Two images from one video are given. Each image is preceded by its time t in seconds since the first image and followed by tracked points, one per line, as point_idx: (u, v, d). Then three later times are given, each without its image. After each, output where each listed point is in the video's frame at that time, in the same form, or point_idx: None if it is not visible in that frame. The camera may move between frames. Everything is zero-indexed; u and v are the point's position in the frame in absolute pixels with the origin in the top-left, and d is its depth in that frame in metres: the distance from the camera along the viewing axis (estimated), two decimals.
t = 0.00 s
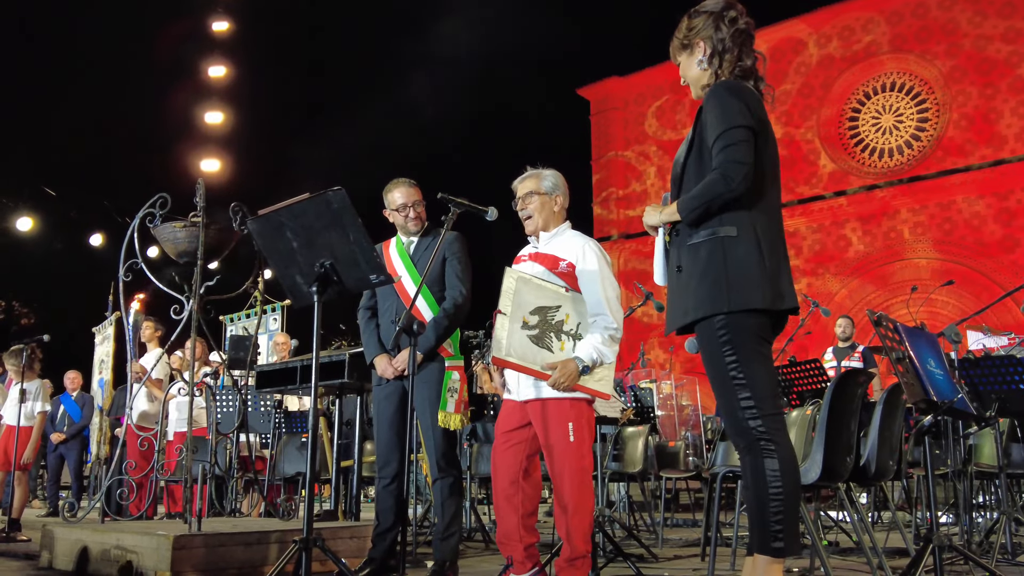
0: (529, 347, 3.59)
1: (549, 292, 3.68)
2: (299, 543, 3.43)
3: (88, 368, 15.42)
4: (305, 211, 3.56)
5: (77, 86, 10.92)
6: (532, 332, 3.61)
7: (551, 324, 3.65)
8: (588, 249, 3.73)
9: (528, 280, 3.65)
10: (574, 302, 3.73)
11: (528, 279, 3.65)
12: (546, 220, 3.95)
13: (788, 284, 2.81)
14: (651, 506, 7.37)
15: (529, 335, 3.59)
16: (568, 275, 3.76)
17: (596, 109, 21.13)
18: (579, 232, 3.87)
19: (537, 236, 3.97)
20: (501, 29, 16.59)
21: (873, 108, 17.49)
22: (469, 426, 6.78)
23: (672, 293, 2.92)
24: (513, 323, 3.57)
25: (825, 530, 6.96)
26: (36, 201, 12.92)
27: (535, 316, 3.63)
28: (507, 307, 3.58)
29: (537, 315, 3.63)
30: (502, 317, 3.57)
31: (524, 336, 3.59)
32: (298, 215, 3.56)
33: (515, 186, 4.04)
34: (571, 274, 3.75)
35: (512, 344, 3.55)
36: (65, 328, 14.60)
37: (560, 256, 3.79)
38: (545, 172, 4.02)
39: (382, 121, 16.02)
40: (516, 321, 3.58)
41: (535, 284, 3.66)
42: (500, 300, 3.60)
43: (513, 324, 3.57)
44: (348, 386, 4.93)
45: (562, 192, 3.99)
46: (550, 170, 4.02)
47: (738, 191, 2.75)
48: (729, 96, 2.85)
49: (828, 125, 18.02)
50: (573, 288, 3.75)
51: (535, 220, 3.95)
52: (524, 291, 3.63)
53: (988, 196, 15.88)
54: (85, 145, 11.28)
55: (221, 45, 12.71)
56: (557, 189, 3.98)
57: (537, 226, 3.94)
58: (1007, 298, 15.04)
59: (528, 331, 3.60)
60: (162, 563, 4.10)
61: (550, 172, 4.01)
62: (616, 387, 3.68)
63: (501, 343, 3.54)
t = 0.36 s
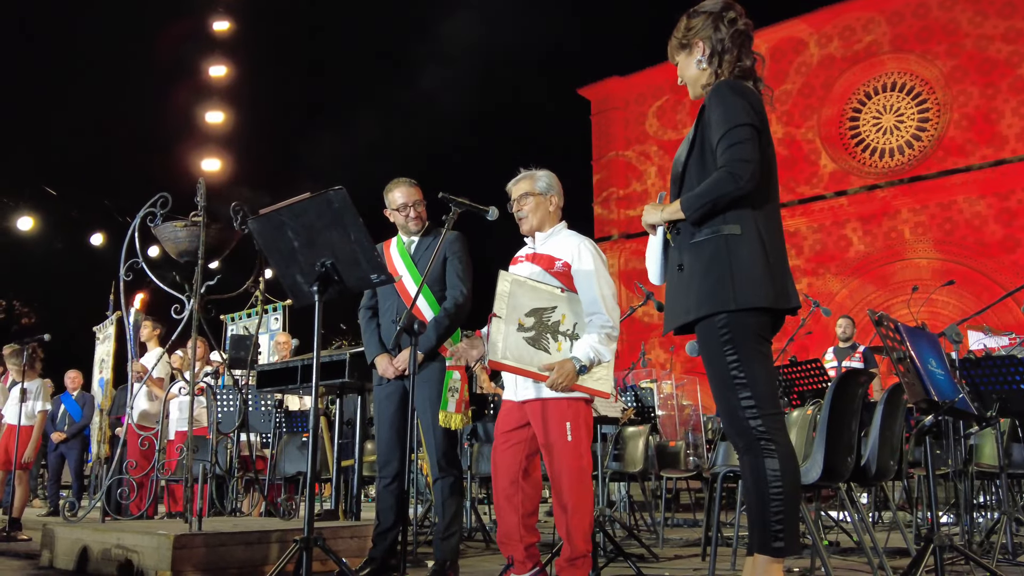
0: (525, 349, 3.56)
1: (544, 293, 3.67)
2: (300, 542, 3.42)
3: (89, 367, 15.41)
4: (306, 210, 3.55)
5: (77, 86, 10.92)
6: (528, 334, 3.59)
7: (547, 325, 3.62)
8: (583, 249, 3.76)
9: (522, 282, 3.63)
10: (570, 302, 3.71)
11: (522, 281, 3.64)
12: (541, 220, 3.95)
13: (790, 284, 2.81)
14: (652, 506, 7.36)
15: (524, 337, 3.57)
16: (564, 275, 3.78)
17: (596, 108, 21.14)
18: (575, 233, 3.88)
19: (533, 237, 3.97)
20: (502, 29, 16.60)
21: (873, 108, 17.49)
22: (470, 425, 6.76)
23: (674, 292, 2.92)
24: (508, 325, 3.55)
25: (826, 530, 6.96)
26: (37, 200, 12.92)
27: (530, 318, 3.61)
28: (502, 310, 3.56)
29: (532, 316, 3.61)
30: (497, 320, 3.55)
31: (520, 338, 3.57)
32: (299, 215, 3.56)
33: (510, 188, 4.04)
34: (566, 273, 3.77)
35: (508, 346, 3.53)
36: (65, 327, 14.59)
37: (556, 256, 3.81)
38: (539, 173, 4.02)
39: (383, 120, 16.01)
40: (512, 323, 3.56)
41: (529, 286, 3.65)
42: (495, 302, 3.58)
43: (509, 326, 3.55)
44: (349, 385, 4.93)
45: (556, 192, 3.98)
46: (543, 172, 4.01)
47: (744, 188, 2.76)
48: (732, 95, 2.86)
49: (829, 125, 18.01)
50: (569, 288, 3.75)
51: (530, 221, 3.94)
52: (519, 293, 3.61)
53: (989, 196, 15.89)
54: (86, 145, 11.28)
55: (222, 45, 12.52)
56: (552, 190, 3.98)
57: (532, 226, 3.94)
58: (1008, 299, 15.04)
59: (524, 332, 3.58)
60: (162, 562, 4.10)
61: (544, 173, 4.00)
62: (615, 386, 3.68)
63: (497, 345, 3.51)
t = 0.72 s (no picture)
0: (525, 349, 3.57)
1: (543, 293, 3.67)
2: (301, 541, 3.42)
3: (89, 366, 15.42)
4: (307, 209, 3.55)
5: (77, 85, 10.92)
6: (528, 334, 3.59)
7: (547, 325, 3.63)
8: (581, 249, 3.75)
9: (522, 282, 3.64)
10: (569, 303, 3.72)
11: (522, 281, 3.64)
12: (540, 220, 3.94)
13: (793, 282, 2.81)
14: (652, 506, 7.35)
15: (524, 337, 3.58)
16: (562, 275, 3.77)
17: (597, 108, 21.14)
18: (572, 232, 3.87)
19: (531, 237, 3.97)
20: (503, 28, 16.60)
21: (874, 108, 17.48)
22: (470, 424, 6.73)
23: (679, 293, 2.92)
24: (508, 326, 3.56)
25: (827, 530, 6.97)
26: (37, 200, 12.93)
27: (530, 318, 3.61)
28: (502, 311, 3.57)
29: (532, 317, 3.61)
30: (498, 320, 3.56)
31: (520, 338, 3.57)
32: (299, 214, 3.56)
33: (507, 188, 4.04)
34: (564, 274, 3.76)
35: (509, 347, 3.54)
36: (65, 327, 14.58)
37: (553, 256, 3.80)
38: (536, 172, 4.01)
39: (383, 120, 16.00)
40: (512, 323, 3.57)
41: (529, 286, 3.65)
42: (496, 303, 3.59)
43: (509, 327, 3.56)
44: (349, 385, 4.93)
45: (553, 192, 3.99)
46: (540, 171, 4.01)
47: (747, 187, 2.76)
48: (731, 94, 2.86)
49: (830, 125, 18.00)
50: (568, 288, 3.75)
51: (528, 221, 3.94)
52: (519, 293, 3.62)
53: (989, 196, 15.88)
54: (86, 144, 11.29)
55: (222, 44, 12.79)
56: (549, 190, 3.98)
57: (530, 226, 3.93)
58: (1009, 299, 15.03)
59: (524, 333, 3.59)
60: (163, 561, 4.10)
61: (541, 173, 4.00)
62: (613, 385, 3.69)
63: (498, 346, 3.53)
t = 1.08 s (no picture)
0: (527, 348, 3.58)
1: (545, 292, 3.67)
2: (304, 540, 3.43)
3: (90, 366, 15.41)
4: (310, 208, 3.56)
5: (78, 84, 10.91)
6: (530, 334, 3.60)
7: (549, 324, 3.63)
8: (583, 248, 3.74)
9: (524, 282, 3.64)
10: (571, 302, 3.72)
11: (525, 281, 3.64)
12: (541, 220, 3.93)
13: (796, 281, 2.80)
14: (654, 505, 7.35)
15: (527, 337, 3.58)
16: (564, 274, 3.78)
17: (598, 107, 21.15)
18: (574, 231, 3.87)
19: (532, 237, 3.97)
20: (505, 28, 16.61)
21: (875, 108, 17.48)
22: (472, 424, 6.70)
23: (683, 292, 2.92)
24: (511, 325, 3.57)
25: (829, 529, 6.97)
26: (39, 199, 12.92)
27: (533, 318, 3.62)
28: (505, 310, 3.58)
29: (534, 316, 3.61)
30: (500, 320, 3.57)
31: (522, 338, 3.58)
32: (302, 213, 3.56)
33: (507, 189, 4.04)
34: (567, 273, 3.76)
35: (511, 346, 3.55)
36: (65, 326, 14.56)
37: (556, 256, 3.80)
38: (535, 172, 4.00)
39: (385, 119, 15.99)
40: (514, 322, 3.58)
41: (532, 286, 3.65)
42: (498, 302, 3.60)
43: (512, 326, 3.57)
44: (352, 384, 4.92)
45: (554, 191, 3.98)
46: (539, 170, 4.00)
47: (750, 185, 2.75)
48: (734, 92, 2.86)
49: (831, 125, 18.00)
50: (569, 288, 3.75)
51: (529, 222, 3.93)
52: (521, 292, 3.62)
53: (990, 196, 15.88)
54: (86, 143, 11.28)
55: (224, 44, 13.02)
56: (549, 189, 3.97)
57: (531, 227, 3.92)
58: (1010, 298, 15.02)
59: (527, 332, 3.59)
60: (165, 560, 4.10)
61: (540, 172, 3.99)
62: (615, 384, 3.70)
63: (501, 345, 3.53)
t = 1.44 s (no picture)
0: (525, 349, 3.57)
1: (544, 293, 3.67)
2: (305, 539, 3.43)
3: (91, 364, 15.42)
4: (311, 207, 3.56)
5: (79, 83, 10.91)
6: (528, 334, 3.59)
7: (547, 325, 3.63)
8: (583, 247, 3.74)
9: (522, 282, 3.63)
10: (570, 302, 3.71)
11: (523, 281, 3.64)
12: (540, 221, 3.93)
13: (797, 280, 2.80)
14: (655, 504, 7.33)
15: (524, 337, 3.58)
16: (564, 275, 3.77)
17: (600, 107, 21.15)
18: (575, 231, 3.85)
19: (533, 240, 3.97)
20: (507, 27, 16.61)
21: (877, 107, 17.46)
22: (473, 422, 6.68)
23: (684, 291, 2.93)
24: (508, 325, 3.56)
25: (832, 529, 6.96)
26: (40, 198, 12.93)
27: (530, 318, 3.61)
28: (502, 311, 3.57)
29: (532, 316, 3.61)
30: (497, 321, 3.56)
31: (520, 339, 3.57)
32: (304, 212, 3.57)
33: (506, 192, 4.06)
34: (566, 273, 3.75)
35: (508, 348, 3.54)
36: (67, 325, 14.57)
37: (556, 256, 3.79)
38: (532, 173, 3.99)
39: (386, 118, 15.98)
40: (511, 323, 3.57)
41: (530, 287, 3.64)
42: (495, 303, 3.59)
43: (509, 327, 3.56)
44: (353, 383, 4.92)
45: (550, 191, 3.95)
46: (536, 171, 3.99)
47: (750, 185, 2.76)
48: (736, 91, 2.86)
49: (833, 124, 17.99)
50: (569, 288, 3.74)
51: (527, 225, 3.95)
52: (519, 293, 3.61)
53: (992, 196, 15.88)
54: (87, 142, 11.29)
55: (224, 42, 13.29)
56: (545, 189, 3.95)
57: (530, 229, 3.94)
58: (1012, 298, 15.00)
59: (524, 333, 3.59)
60: (167, 558, 4.11)
61: (536, 173, 3.98)
62: (615, 383, 3.70)
63: (497, 346, 3.53)
